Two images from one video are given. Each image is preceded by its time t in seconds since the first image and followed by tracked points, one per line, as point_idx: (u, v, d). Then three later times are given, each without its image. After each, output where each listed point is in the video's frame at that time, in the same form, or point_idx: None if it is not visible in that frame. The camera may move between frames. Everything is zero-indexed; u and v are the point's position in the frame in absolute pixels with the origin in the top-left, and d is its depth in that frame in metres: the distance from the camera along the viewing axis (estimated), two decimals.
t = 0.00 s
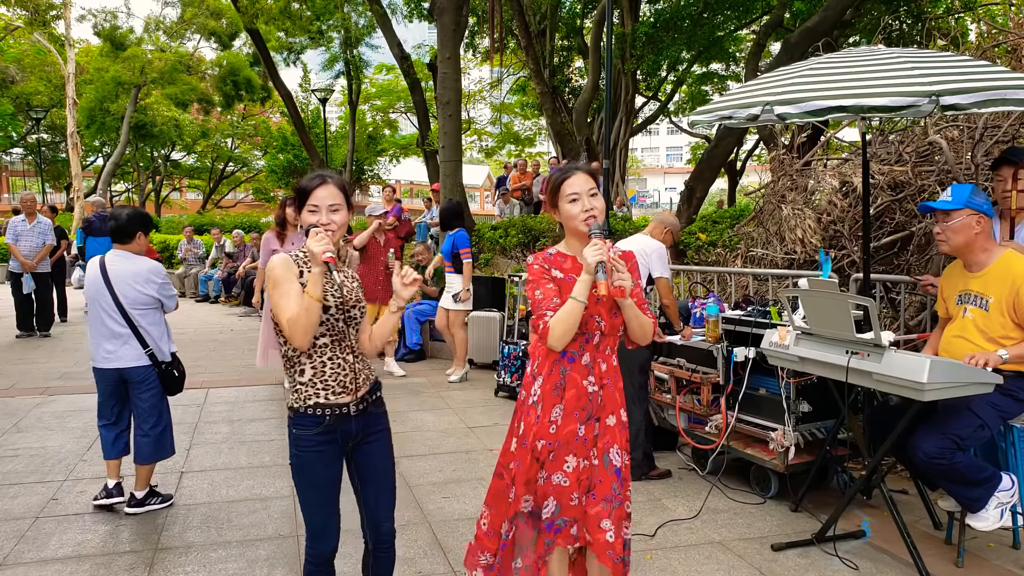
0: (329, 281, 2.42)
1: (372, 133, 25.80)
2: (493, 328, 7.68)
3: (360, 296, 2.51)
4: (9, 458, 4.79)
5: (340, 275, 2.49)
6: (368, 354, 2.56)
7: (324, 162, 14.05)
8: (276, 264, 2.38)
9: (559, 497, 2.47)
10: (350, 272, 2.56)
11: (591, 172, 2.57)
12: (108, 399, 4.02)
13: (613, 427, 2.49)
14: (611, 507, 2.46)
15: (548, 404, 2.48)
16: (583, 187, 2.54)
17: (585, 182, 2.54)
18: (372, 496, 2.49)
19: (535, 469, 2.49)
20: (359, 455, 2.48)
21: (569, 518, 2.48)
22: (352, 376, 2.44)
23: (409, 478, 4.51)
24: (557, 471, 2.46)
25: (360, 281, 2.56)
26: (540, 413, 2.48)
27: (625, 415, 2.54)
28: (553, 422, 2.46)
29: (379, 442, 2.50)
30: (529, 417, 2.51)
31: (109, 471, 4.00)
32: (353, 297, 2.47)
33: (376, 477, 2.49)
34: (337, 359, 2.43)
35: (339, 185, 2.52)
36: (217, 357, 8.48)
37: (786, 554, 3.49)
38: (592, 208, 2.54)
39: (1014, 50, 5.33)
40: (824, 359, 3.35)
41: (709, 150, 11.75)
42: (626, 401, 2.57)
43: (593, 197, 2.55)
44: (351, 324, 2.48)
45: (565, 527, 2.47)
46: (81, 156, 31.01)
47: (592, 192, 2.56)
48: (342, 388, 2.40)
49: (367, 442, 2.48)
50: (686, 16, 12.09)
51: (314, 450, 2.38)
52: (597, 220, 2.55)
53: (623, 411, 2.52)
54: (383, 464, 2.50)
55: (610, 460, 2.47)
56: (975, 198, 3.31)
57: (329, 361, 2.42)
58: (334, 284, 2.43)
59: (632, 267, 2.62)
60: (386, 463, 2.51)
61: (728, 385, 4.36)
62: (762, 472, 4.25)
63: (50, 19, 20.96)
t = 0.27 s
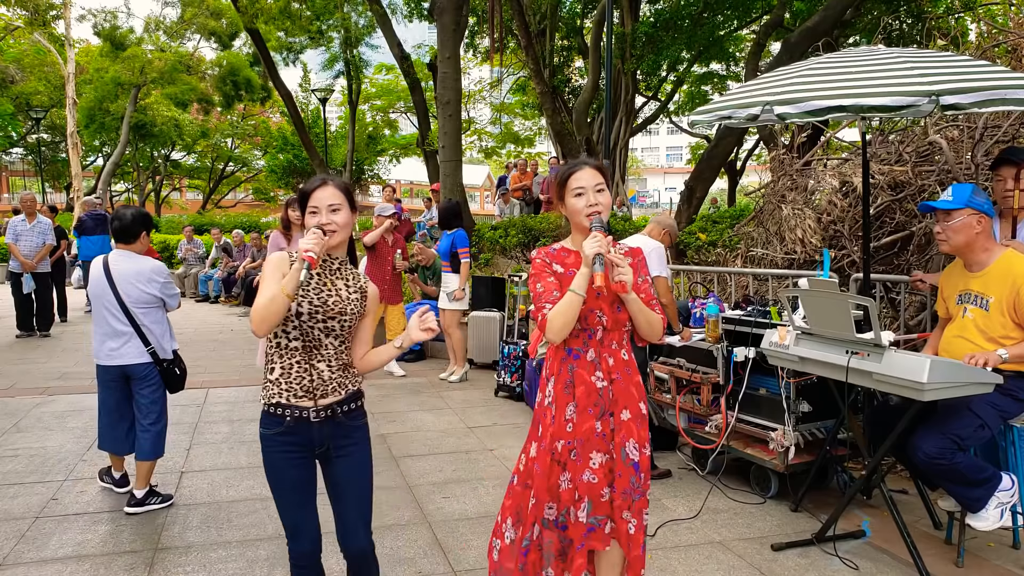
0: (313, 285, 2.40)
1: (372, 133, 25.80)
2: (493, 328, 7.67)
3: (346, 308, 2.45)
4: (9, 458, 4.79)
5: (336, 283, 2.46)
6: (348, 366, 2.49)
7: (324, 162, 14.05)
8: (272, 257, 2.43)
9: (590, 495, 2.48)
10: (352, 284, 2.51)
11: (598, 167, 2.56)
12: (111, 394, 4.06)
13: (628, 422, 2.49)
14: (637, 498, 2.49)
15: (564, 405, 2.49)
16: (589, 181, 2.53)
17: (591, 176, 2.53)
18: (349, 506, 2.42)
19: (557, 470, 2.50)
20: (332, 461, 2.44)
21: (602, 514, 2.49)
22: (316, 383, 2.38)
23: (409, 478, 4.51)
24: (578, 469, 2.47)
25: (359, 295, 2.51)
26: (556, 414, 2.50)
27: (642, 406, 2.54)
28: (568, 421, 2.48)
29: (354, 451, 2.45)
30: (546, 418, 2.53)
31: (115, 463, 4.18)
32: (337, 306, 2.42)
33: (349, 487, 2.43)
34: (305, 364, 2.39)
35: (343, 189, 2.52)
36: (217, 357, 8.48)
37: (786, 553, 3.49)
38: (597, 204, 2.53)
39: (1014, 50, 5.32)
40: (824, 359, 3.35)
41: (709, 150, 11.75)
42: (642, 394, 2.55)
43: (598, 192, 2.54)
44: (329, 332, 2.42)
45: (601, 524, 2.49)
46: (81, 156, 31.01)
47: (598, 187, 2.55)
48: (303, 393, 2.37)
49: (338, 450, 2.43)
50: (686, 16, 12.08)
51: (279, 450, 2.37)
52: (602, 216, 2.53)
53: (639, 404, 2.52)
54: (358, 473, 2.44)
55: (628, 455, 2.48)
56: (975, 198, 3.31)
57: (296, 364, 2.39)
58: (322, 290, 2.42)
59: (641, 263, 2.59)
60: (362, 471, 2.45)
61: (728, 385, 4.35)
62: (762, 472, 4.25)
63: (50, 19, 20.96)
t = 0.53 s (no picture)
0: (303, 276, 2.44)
1: (372, 132, 25.79)
2: (494, 327, 7.64)
3: (332, 301, 2.40)
4: (9, 458, 4.79)
5: (330, 274, 2.44)
6: (335, 362, 2.44)
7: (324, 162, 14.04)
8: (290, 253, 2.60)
9: (592, 498, 2.46)
10: (350, 273, 2.44)
11: (607, 172, 2.55)
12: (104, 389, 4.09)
13: (625, 428, 2.47)
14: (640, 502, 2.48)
15: (562, 407, 2.52)
16: (595, 185, 2.53)
17: (598, 180, 2.53)
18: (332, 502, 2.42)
19: (559, 472, 2.51)
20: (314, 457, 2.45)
21: (606, 518, 2.47)
22: (294, 376, 2.42)
23: (409, 478, 4.50)
24: (577, 473, 2.48)
25: (355, 287, 2.43)
26: (556, 416, 2.52)
27: (644, 411, 2.51)
28: (566, 424, 2.49)
29: (331, 446, 2.43)
30: (549, 420, 2.56)
31: (115, 462, 4.18)
32: (318, 298, 2.40)
33: (331, 483, 2.42)
34: (290, 354, 2.45)
35: (343, 180, 2.52)
36: (217, 357, 8.47)
37: (785, 553, 3.49)
38: (598, 209, 2.53)
39: (1014, 50, 5.32)
40: (824, 359, 3.35)
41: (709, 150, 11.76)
42: (643, 400, 2.50)
43: (602, 197, 2.52)
44: (311, 325, 2.42)
45: (606, 528, 2.46)
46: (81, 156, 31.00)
47: (603, 191, 2.53)
48: (282, 385, 2.43)
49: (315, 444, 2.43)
50: (686, 16, 12.07)
51: (269, 439, 2.47)
52: (602, 221, 2.52)
53: (637, 409, 2.48)
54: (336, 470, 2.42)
55: (626, 460, 2.47)
56: (976, 198, 3.31)
57: (285, 354, 2.47)
58: (311, 280, 2.43)
59: (645, 272, 2.55)
60: (342, 468, 2.43)
61: (728, 385, 4.36)
62: (761, 472, 4.25)
63: (50, 19, 20.95)
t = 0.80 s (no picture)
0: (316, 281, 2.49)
1: (372, 133, 25.78)
2: (494, 327, 7.64)
3: (339, 298, 2.42)
4: (9, 458, 4.79)
5: (335, 272, 2.47)
6: (355, 358, 2.44)
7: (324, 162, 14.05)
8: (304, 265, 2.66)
9: (568, 497, 2.45)
10: (353, 267, 2.46)
11: (612, 172, 2.55)
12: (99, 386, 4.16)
13: (609, 429, 2.46)
14: (617, 506, 2.46)
15: (550, 403, 2.52)
16: (598, 184, 2.53)
17: (601, 179, 2.53)
18: (346, 503, 2.39)
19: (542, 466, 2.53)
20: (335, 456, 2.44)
21: (581, 518, 2.46)
22: (317, 378, 2.44)
23: (409, 478, 4.50)
24: (557, 469, 2.48)
25: (357, 278, 2.43)
26: (544, 410, 2.53)
27: (631, 416, 2.48)
28: (551, 419, 2.50)
29: (353, 446, 2.42)
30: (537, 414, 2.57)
31: (115, 462, 4.18)
32: (323, 297, 2.43)
33: (348, 484, 2.40)
34: (313, 358, 2.48)
35: (347, 179, 2.51)
36: (217, 357, 8.47)
37: (786, 553, 3.49)
38: (598, 207, 2.52)
39: (1014, 51, 5.32)
40: (824, 359, 3.35)
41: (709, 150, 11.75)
42: (631, 405, 2.49)
43: (602, 196, 2.53)
44: (325, 325, 2.44)
45: (579, 528, 2.44)
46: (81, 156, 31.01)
47: (605, 191, 2.53)
48: (305, 387, 2.45)
49: (337, 443, 2.43)
50: (686, 16, 12.06)
51: (293, 434, 2.48)
52: (600, 221, 2.53)
53: (624, 412, 2.47)
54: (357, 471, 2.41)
55: (607, 463, 2.45)
56: (976, 198, 3.31)
57: (308, 358, 2.50)
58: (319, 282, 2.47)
59: (644, 275, 2.53)
60: (361, 471, 2.41)
61: (728, 385, 4.36)
62: (762, 472, 4.25)
63: (50, 19, 20.95)
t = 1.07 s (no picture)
0: (322, 284, 2.47)
1: (372, 133, 25.77)
2: (493, 327, 7.64)
3: (352, 297, 2.41)
4: (9, 458, 4.79)
5: (338, 273, 2.46)
6: (381, 351, 2.46)
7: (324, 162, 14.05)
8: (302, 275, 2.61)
9: (544, 487, 2.47)
10: (355, 262, 2.46)
11: (605, 165, 2.52)
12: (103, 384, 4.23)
13: (594, 423, 2.46)
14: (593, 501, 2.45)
15: (538, 394, 2.52)
16: (591, 178, 2.51)
17: (594, 173, 2.51)
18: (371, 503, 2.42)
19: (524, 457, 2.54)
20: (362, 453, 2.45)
21: (556, 508, 2.47)
22: (346, 376, 2.44)
23: (409, 478, 4.50)
24: (538, 459, 2.49)
25: (362, 273, 2.44)
26: (531, 402, 2.54)
27: (616, 412, 2.48)
28: (537, 411, 2.51)
29: (381, 447, 2.43)
30: (525, 405, 2.58)
31: (115, 462, 4.21)
32: (336, 299, 2.41)
33: (375, 483, 2.42)
34: (338, 359, 2.47)
35: (344, 176, 2.49)
36: (217, 357, 8.47)
37: (786, 553, 3.49)
38: (592, 201, 2.52)
39: (1014, 51, 5.32)
40: (824, 359, 3.35)
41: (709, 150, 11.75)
42: (618, 400, 2.48)
43: (596, 189, 2.51)
44: (345, 325, 2.44)
45: (550, 517, 2.46)
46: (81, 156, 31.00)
47: (598, 186, 2.52)
48: (333, 387, 2.44)
49: (366, 442, 2.44)
50: (686, 16, 12.05)
51: (315, 434, 2.46)
52: (593, 213, 2.53)
53: (609, 407, 2.47)
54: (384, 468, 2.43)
55: (589, 456, 2.45)
56: (978, 197, 3.31)
57: (333, 361, 2.49)
58: (325, 286, 2.45)
59: (638, 268, 2.53)
60: (387, 470, 2.43)
61: (728, 386, 4.36)
62: (762, 472, 4.25)
63: (50, 19, 20.95)
